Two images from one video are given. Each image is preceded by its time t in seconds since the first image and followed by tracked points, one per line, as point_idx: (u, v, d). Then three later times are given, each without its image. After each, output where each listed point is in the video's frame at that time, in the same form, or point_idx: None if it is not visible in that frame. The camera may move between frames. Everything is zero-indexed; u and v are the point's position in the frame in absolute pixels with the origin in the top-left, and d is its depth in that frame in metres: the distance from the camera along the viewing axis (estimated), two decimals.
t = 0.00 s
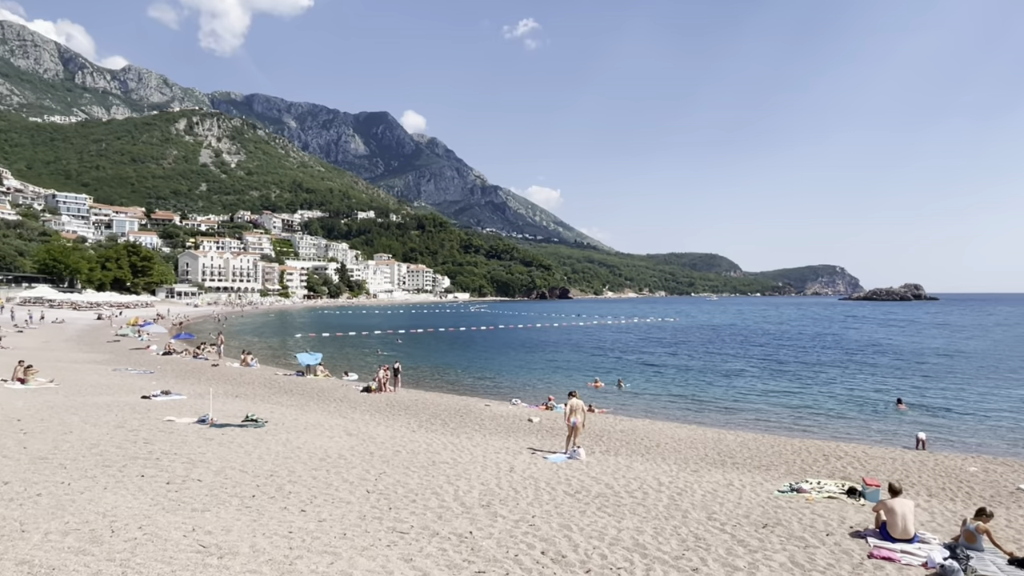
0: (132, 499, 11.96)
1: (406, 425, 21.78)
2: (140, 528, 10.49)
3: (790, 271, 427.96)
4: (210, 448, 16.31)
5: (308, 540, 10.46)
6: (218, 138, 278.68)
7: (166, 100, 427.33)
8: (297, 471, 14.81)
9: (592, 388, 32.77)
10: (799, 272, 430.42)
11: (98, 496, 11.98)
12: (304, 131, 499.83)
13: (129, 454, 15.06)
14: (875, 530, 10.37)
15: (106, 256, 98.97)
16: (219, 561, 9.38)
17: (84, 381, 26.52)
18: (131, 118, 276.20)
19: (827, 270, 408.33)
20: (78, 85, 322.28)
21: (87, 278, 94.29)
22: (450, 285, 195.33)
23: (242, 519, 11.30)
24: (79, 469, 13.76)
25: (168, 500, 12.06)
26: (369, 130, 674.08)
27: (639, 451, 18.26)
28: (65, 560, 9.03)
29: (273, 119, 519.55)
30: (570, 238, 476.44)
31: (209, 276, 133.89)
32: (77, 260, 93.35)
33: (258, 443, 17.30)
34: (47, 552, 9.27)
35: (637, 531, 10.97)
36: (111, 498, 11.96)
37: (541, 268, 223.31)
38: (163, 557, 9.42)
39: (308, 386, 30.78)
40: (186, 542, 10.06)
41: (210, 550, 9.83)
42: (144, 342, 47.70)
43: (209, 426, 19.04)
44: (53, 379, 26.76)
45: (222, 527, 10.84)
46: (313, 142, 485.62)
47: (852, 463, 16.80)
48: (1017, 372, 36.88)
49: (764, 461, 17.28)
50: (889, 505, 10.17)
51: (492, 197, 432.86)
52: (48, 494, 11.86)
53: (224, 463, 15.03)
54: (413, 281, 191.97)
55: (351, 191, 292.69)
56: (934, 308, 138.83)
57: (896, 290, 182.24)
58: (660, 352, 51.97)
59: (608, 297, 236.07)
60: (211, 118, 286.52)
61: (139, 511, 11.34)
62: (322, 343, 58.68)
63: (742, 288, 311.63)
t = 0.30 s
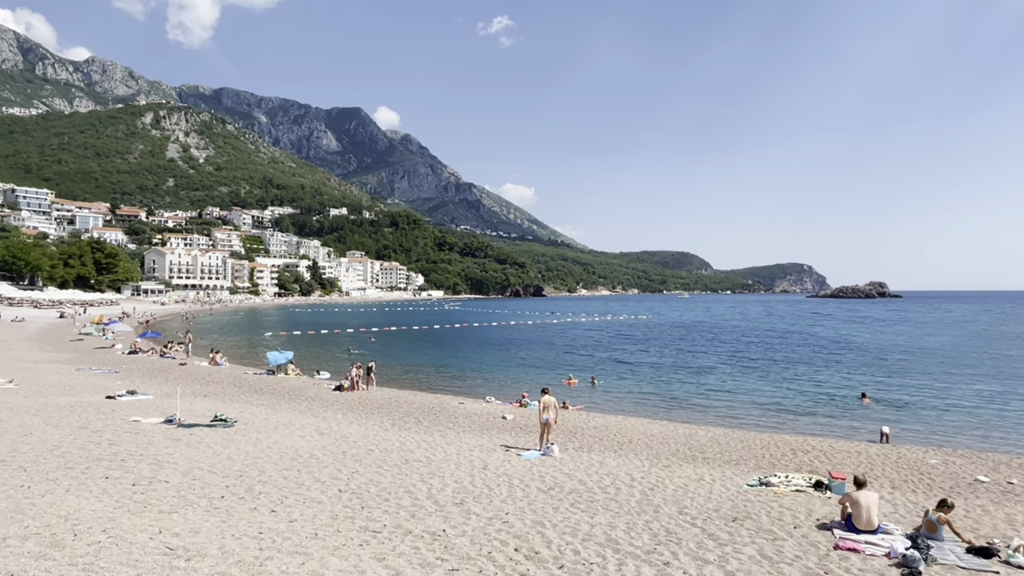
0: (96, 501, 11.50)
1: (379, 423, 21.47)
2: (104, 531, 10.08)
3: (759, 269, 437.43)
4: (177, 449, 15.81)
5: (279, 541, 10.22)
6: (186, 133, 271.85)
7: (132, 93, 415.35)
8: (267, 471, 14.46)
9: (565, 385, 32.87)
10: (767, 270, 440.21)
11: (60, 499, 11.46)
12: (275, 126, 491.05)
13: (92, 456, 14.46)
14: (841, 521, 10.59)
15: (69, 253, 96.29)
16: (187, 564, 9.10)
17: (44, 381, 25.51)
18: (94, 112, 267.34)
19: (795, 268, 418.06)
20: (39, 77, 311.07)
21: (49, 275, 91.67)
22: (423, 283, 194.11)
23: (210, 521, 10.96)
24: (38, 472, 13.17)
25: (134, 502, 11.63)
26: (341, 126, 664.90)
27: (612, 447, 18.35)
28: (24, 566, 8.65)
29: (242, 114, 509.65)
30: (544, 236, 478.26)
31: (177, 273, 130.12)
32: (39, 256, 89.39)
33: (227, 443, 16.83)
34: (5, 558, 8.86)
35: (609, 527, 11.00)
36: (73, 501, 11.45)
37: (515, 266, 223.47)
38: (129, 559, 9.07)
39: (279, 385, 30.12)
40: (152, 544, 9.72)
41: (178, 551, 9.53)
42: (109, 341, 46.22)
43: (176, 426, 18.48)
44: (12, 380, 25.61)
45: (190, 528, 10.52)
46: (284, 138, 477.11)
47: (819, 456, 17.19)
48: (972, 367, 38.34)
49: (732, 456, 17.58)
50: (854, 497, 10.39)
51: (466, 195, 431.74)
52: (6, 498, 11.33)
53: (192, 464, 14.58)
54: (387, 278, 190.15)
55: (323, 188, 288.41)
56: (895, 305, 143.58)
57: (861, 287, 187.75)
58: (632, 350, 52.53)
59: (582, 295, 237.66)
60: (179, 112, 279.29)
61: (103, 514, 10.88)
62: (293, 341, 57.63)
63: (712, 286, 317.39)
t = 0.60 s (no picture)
0: (59, 504, 11.08)
1: (354, 422, 21.20)
2: (67, 534, 9.71)
3: (730, 267, 444.99)
4: (144, 449, 15.38)
5: (251, 541, 9.99)
6: (153, 127, 264.77)
7: (96, 85, 402.63)
8: (238, 471, 14.14)
9: (541, 382, 32.96)
10: (738, 267, 448.22)
11: (20, 503, 11.02)
12: (246, 121, 481.52)
13: (54, 458, 13.94)
14: (810, 514, 10.83)
15: (30, 249, 92.63)
16: (155, 566, 8.82)
17: (4, 381, 24.56)
18: (56, 104, 258.32)
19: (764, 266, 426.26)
20: None
21: (10, 272, 88.16)
22: (398, 280, 192.78)
23: (180, 522, 10.68)
24: None
25: (100, 504, 11.24)
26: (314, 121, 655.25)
27: (587, 444, 18.45)
28: None
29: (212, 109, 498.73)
30: (519, 233, 478.58)
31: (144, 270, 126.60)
32: None
33: (196, 443, 16.41)
34: None
35: (584, 522, 11.05)
36: (34, 504, 11.02)
37: (490, 263, 223.19)
38: (95, 563, 8.75)
39: (249, 384, 29.53)
40: (119, 547, 9.42)
41: (146, 554, 9.24)
42: (73, 340, 44.72)
43: (143, 426, 17.95)
44: None
45: (159, 530, 10.22)
46: (256, 133, 468.50)
47: (787, 450, 17.56)
48: (932, 362, 39.74)
49: (705, 450, 17.83)
50: (824, 490, 10.62)
51: (441, 192, 429.70)
52: None
53: (160, 464, 14.18)
54: (361, 275, 188.20)
55: (296, 183, 283.80)
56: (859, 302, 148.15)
57: (828, 285, 192.54)
58: (607, 346, 53.02)
59: (556, 292, 238.67)
60: (145, 105, 271.65)
61: (66, 517, 10.49)
62: (265, 340, 56.50)
63: (684, 283, 321.97)
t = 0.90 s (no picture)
0: (22, 507, 10.65)
1: (329, 420, 20.91)
2: (31, 538, 9.35)
3: (704, 264, 451.77)
4: (112, 449, 14.91)
5: (224, 542, 9.75)
6: (121, 120, 257.31)
7: (61, 76, 389.42)
8: (210, 471, 13.80)
9: (517, 379, 32.97)
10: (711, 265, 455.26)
11: None
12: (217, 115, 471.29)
13: (17, 460, 13.39)
14: (783, 507, 11.02)
15: None
16: (125, 570, 8.54)
17: None
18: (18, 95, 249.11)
19: (736, 263, 433.72)
20: None
21: None
22: (373, 277, 190.67)
23: (150, 524, 10.36)
24: None
25: (66, 507, 10.84)
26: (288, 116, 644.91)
27: (564, 440, 18.51)
28: None
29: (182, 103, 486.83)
30: (496, 231, 478.19)
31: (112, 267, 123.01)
32: None
33: (167, 443, 15.96)
34: None
35: (561, 518, 11.06)
36: None
37: (466, 260, 222.53)
38: (60, 568, 8.43)
39: (221, 382, 28.94)
40: (86, 550, 9.09)
41: (115, 557, 8.94)
42: (37, 339, 43.19)
43: (112, 426, 17.41)
44: None
45: (128, 533, 9.90)
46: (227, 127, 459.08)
47: (760, 444, 17.86)
48: (897, 357, 40.90)
49: (680, 445, 18.04)
50: (796, 483, 10.84)
51: (417, 189, 426.76)
52: None
53: (129, 465, 13.74)
54: (335, 273, 185.82)
55: (269, 179, 278.79)
56: (828, 299, 151.57)
57: (798, 282, 196.78)
58: (583, 343, 53.34)
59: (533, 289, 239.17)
60: (113, 98, 263.83)
61: (29, 520, 10.08)
62: (237, 338, 55.38)
63: (659, 280, 325.87)
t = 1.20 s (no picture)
0: None
1: (305, 419, 20.58)
2: None
3: (680, 261, 455.74)
4: (81, 450, 14.48)
5: (199, 542, 9.54)
6: (90, 114, 250.30)
7: (26, 66, 376.86)
8: (184, 471, 13.47)
9: (496, 376, 32.91)
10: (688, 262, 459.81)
11: None
12: (190, 109, 461.23)
13: None
14: (758, 500, 11.20)
15: None
16: (95, 573, 8.27)
17: None
18: None
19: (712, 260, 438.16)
20: None
21: None
22: (350, 274, 188.29)
23: (122, 525, 10.08)
24: None
25: (32, 509, 10.47)
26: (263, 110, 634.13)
27: (543, 436, 18.53)
28: None
29: (154, 96, 475.23)
30: (475, 228, 476.63)
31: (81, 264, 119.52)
32: None
33: (139, 443, 15.55)
34: None
35: (540, 514, 11.07)
36: None
37: (445, 258, 221.35)
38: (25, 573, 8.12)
39: (195, 381, 28.31)
40: (55, 553, 8.80)
41: (84, 560, 8.66)
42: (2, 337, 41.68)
43: (81, 426, 16.89)
44: None
45: (98, 534, 9.62)
46: (199, 121, 449.27)
47: (735, 439, 18.11)
48: (867, 353, 41.90)
49: (658, 440, 18.18)
50: (771, 476, 11.02)
51: (395, 185, 423.15)
52: None
53: (101, 465, 13.35)
54: (311, 270, 183.40)
55: (243, 174, 273.72)
56: (801, 296, 154.38)
57: (772, 279, 200.19)
58: (562, 340, 53.52)
59: (511, 286, 239.10)
60: (81, 91, 256.41)
61: None
62: (212, 335, 54.13)
63: (637, 277, 328.67)
